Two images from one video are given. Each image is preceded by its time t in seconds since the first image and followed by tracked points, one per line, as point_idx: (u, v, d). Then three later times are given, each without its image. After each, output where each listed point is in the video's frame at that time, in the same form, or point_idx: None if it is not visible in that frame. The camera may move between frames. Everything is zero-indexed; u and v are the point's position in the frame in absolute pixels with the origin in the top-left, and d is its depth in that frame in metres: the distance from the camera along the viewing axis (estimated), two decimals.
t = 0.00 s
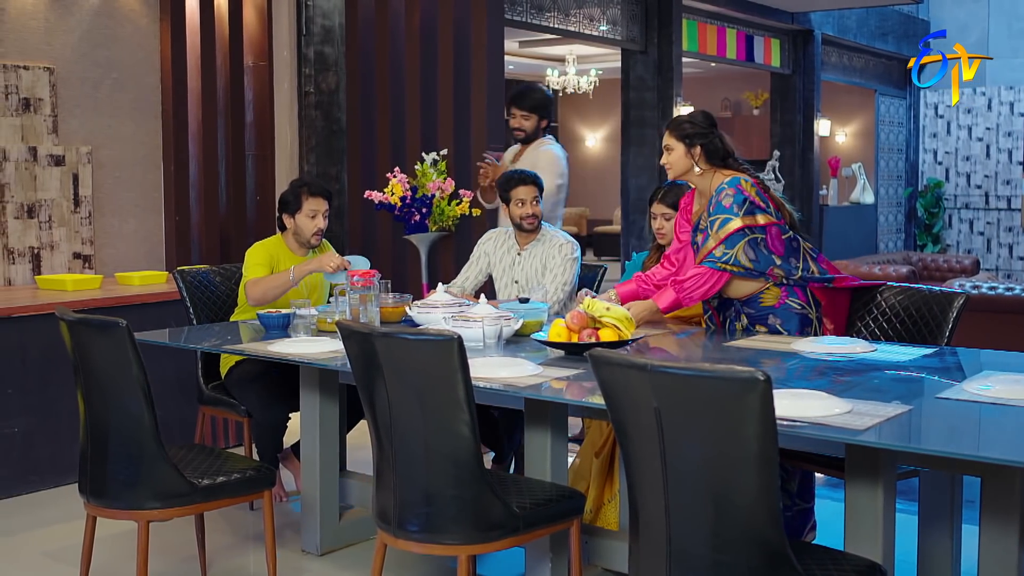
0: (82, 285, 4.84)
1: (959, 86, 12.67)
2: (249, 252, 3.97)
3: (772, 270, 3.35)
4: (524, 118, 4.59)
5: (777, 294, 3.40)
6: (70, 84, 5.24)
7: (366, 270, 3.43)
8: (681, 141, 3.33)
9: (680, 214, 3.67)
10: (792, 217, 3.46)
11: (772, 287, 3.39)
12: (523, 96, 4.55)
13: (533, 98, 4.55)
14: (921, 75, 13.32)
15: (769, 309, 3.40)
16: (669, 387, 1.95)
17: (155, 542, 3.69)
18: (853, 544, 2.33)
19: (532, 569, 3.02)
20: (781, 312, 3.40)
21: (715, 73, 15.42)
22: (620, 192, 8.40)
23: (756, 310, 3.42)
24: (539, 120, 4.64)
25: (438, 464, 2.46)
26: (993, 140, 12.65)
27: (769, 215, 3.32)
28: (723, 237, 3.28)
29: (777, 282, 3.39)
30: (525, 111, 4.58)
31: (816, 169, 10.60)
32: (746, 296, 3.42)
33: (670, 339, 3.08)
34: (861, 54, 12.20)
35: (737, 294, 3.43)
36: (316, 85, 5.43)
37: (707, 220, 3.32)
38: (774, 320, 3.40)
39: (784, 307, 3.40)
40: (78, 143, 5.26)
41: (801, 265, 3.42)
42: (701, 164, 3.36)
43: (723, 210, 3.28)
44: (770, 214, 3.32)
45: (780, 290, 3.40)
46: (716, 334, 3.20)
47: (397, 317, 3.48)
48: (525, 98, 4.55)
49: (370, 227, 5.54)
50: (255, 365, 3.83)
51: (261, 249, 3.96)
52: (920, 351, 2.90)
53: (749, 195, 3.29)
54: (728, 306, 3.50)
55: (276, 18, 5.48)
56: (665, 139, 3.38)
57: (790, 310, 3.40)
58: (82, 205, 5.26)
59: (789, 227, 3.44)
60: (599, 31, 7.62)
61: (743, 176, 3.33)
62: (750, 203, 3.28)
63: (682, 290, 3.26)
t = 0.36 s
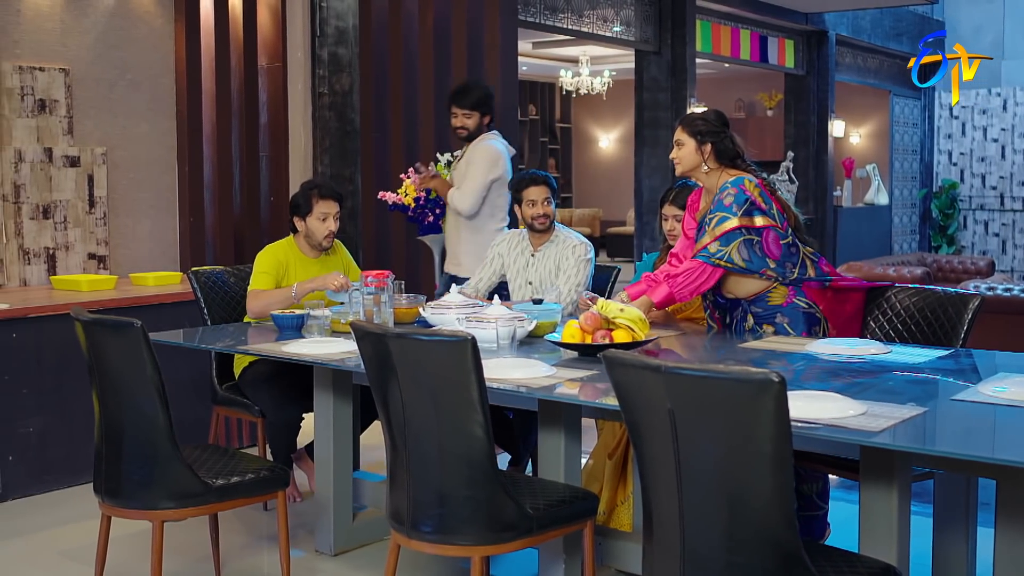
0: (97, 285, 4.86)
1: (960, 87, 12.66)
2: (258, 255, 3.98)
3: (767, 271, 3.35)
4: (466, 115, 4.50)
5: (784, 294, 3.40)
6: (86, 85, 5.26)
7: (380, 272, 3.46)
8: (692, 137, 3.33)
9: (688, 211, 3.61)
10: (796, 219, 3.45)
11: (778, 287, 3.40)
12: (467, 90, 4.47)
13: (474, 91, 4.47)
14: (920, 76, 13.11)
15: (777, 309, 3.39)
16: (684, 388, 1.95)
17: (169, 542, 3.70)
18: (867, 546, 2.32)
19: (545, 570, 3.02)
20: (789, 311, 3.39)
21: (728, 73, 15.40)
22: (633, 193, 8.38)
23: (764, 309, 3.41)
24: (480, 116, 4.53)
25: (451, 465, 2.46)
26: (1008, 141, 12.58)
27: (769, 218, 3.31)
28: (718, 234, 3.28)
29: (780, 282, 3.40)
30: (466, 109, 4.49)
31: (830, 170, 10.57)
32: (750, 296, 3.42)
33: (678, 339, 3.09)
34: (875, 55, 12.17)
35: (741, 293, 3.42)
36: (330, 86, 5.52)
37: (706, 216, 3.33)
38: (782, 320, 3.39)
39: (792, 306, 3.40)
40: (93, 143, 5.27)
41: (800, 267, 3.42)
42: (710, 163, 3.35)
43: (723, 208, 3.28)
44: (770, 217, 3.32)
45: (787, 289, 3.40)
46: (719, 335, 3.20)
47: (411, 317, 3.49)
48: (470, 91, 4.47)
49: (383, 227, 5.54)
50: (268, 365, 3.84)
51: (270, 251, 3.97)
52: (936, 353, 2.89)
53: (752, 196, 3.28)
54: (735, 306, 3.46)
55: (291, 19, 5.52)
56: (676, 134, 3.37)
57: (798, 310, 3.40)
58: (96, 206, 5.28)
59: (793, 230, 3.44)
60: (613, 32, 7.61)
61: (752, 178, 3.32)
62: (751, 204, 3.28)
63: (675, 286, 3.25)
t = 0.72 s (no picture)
0: (113, 285, 4.88)
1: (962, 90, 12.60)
2: (274, 256, 3.98)
3: (784, 268, 3.34)
4: (403, 119, 4.60)
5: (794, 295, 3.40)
6: (102, 86, 5.28)
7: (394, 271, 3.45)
8: (706, 136, 3.32)
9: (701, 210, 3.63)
10: (807, 217, 3.47)
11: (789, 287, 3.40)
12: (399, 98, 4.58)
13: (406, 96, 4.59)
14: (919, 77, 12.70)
15: (787, 308, 3.41)
16: (699, 389, 1.94)
17: (185, 541, 3.71)
18: (883, 549, 2.31)
19: (560, 570, 3.02)
20: (799, 311, 3.41)
21: (743, 74, 15.37)
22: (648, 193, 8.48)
23: (775, 308, 3.42)
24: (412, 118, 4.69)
25: (466, 465, 2.46)
26: None
27: (785, 212, 3.32)
28: (736, 228, 3.30)
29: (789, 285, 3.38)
30: (403, 112, 4.59)
31: (846, 170, 10.52)
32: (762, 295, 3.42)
33: (689, 339, 3.11)
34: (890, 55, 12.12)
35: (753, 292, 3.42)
36: (346, 87, 5.54)
37: (723, 212, 3.34)
38: (793, 319, 3.41)
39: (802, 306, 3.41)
40: (110, 144, 5.29)
41: (815, 271, 3.39)
42: (724, 160, 3.36)
43: (738, 202, 3.29)
44: (786, 211, 3.32)
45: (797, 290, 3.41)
46: (732, 335, 3.21)
47: (427, 319, 3.48)
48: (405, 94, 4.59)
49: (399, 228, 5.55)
50: (284, 365, 3.85)
51: (286, 251, 3.97)
52: (952, 354, 2.88)
53: (766, 189, 3.30)
54: (746, 304, 3.47)
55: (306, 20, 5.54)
56: (689, 133, 3.37)
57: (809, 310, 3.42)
58: (113, 206, 5.31)
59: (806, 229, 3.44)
60: (628, 33, 7.60)
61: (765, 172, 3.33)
62: (766, 197, 3.29)
63: (699, 283, 3.28)
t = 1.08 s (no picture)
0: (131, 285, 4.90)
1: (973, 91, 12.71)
2: (292, 255, 3.98)
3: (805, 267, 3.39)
4: (367, 118, 4.90)
5: (813, 296, 3.45)
6: (120, 87, 5.31)
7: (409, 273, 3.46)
8: (753, 125, 3.37)
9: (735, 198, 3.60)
10: (840, 222, 3.50)
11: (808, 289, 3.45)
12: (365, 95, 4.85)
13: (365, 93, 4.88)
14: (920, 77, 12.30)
15: (805, 310, 3.46)
16: (716, 390, 1.94)
17: (202, 541, 3.72)
18: (900, 551, 2.30)
19: (576, 571, 3.02)
20: (817, 313, 3.45)
21: (759, 74, 15.34)
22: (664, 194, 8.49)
23: (792, 307, 3.47)
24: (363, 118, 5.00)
25: (482, 466, 2.46)
26: None
27: (814, 212, 3.38)
28: (763, 222, 3.38)
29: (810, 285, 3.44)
30: (367, 111, 4.87)
31: (863, 171, 10.48)
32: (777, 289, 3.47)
33: (706, 339, 3.12)
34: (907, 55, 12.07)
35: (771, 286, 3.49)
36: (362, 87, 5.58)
37: (753, 205, 3.43)
38: (810, 321, 3.45)
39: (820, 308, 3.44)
40: (127, 145, 5.32)
41: (837, 274, 3.42)
42: (768, 153, 3.41)
43: (770, 196, 3.38)
44: (815, 212, 3.39)
45: (816, 292, 3.45)
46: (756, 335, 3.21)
47: (443, 319, 3.52)
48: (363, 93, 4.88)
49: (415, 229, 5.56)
50: (300, 365, 3.86)
51: (304, 249, 3.98)
52: (969, 355, 2.86)
53: (799, 187, 3.37)
54: (765, 302, 3.53)
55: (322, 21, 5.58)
56: (736, 121, 3.41)
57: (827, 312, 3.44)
58: (130, 207, 5.33)
59: (834, 232, 3.46)
60: (644, 33, 7.60)
61: (803, 171, 3.39)
62: (797, 194, 3.36)
63: (715, 263, 3.39)
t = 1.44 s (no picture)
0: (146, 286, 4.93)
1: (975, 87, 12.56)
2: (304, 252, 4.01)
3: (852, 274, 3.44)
4: (318, 123, 4.76)
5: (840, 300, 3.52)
6: (135, 88, 5.33)
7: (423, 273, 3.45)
8: (794, 124, 3.38)
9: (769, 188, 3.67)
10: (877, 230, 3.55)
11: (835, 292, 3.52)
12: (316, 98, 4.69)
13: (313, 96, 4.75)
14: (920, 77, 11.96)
15: (830, 313, 3.53)
16: (730, 391, 1.93)
17: (217, 541, 3.73)
18: (915, 552, 2.29)
19: (590, 571, 3.01)
20: (841, 316, 3.52)
21: (774, 75, 15.32)
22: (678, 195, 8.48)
23: (817, 309, 3.55)
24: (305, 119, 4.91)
25: (496, 467, 2.46)
26: None
27: (864, 219, 3.45)
28: (817, 227, 3.44)
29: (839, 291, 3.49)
30: (318, 117, 4.74)
31: (877, 172, 10.43)
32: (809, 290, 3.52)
33: (726, 339, 3.14)
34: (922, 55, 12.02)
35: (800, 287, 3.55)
36: (375, 88, 5.61)
37: (804, 209, 3.48)
38: (834, 324, 3.53)
39: (845, 312, 3.51)
40: (142, 146, 5.34)
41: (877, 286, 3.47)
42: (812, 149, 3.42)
43: (822, 201, 3.42)
44: (865, 219, 3.45)
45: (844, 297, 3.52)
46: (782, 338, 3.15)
47: (457, 319, 3.53)
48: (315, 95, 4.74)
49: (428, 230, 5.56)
50: (315, 365, 3.87)
51: (315, 249, 4.00)
52: (985, 357, 2.85)
53: (850, 193, 3.42)
54: (789, 302, 3.61)
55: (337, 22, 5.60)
56: (776, 121, 3.41)
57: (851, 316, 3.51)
58: (145, 207, 5.35)
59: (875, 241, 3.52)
60: (658, 34, 7.59)
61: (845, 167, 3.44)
62: (849, 200, 3.42)
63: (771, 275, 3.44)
